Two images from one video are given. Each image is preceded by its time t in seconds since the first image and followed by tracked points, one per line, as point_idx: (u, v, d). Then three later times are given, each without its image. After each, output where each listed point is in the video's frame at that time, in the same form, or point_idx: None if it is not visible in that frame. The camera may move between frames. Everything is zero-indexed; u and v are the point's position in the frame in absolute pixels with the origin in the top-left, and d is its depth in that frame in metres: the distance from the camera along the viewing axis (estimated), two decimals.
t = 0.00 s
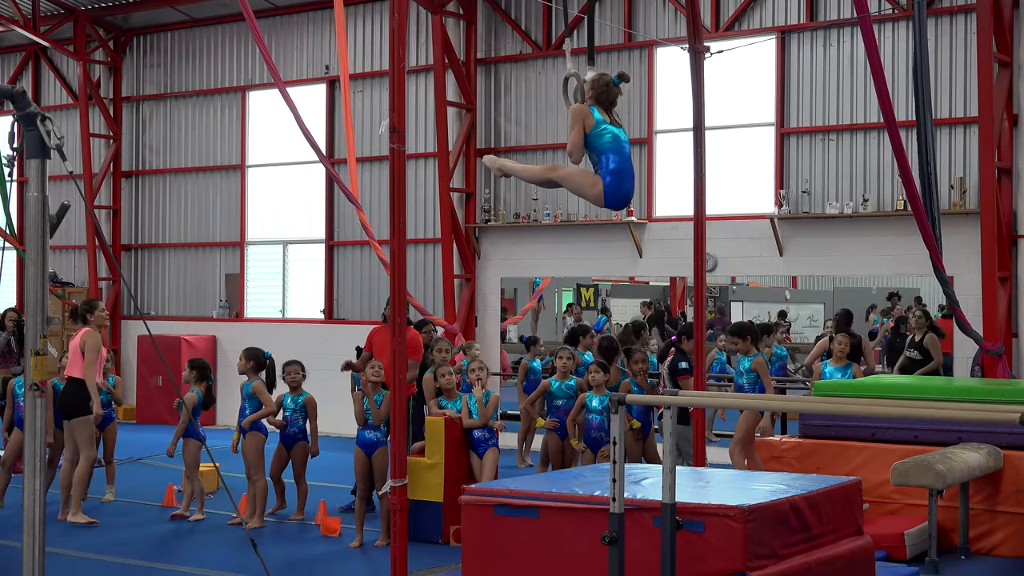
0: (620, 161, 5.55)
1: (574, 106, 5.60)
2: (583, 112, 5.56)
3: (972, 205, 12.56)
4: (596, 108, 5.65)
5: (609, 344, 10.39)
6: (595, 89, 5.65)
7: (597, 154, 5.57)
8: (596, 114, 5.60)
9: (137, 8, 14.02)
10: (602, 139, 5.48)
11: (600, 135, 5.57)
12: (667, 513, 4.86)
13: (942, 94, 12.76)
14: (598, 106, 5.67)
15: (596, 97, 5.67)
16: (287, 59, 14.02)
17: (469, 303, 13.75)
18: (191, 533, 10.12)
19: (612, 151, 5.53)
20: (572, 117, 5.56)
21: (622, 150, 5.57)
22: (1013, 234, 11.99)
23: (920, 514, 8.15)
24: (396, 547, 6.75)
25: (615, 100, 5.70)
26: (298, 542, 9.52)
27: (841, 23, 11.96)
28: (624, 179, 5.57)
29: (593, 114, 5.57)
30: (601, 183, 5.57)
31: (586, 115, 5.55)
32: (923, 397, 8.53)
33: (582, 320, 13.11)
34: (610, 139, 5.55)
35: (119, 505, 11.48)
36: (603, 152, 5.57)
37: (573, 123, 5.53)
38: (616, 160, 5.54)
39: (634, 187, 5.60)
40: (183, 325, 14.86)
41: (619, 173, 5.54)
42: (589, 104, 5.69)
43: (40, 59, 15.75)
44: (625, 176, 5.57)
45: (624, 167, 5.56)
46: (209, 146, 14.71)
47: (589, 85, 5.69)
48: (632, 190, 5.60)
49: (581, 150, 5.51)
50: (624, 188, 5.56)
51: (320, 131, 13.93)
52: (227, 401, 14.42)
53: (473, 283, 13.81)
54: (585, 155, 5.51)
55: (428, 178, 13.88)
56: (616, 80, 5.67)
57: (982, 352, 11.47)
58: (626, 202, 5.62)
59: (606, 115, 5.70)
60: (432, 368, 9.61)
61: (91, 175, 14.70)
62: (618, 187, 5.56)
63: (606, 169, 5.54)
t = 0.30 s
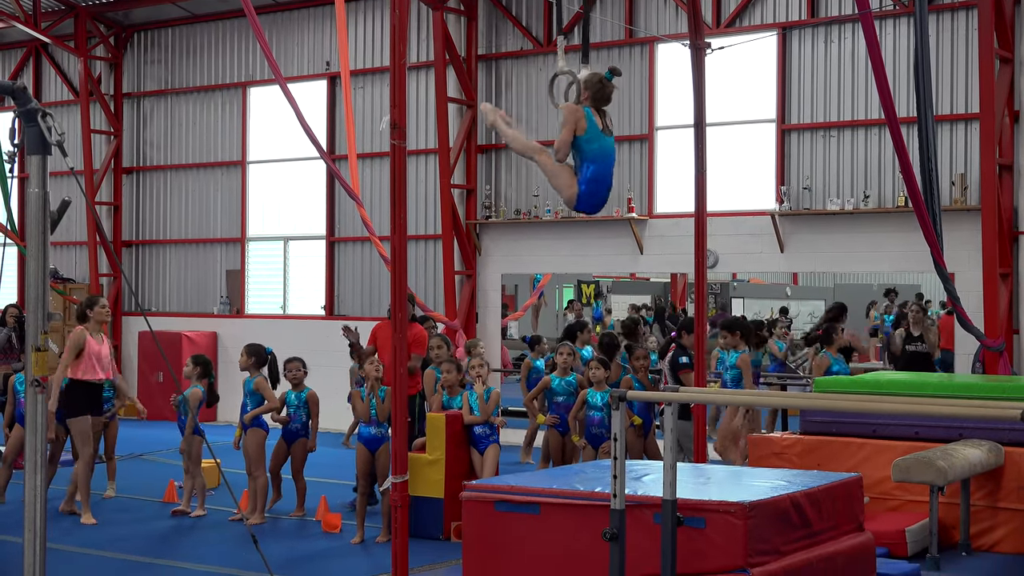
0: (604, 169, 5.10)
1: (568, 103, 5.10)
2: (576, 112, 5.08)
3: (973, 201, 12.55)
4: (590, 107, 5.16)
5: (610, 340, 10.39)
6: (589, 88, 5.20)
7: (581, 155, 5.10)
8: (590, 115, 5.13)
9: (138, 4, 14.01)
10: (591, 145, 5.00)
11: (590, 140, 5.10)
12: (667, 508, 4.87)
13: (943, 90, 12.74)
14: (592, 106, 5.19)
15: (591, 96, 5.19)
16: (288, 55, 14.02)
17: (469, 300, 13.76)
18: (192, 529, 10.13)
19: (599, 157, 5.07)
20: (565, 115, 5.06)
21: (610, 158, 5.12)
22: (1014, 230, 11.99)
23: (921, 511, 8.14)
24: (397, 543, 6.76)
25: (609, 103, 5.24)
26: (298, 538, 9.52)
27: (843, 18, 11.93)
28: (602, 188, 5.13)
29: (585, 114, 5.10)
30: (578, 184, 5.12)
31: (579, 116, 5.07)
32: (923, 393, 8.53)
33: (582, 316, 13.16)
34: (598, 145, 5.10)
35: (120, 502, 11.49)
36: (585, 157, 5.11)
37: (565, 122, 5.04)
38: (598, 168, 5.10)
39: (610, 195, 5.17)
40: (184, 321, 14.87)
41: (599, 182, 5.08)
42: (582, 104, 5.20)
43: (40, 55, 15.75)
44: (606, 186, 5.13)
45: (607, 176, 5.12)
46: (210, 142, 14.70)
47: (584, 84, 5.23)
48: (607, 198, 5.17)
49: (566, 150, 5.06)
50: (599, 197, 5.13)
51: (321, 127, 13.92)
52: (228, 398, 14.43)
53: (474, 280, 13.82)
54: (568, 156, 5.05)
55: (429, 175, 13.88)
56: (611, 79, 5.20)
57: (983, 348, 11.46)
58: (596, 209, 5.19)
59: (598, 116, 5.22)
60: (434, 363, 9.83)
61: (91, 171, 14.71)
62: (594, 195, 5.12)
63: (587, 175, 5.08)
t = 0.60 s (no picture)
0: (577, 174, 5.37)
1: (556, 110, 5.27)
2: (562, 119, 5.27)
3: (974, 199, 12.54)
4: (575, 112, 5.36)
5: (610, 338, 10.43)
6: (574, 92, 5.34)
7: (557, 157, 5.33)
8: (576, 122, 5.32)
9: (138, 3, 14.01)
10: (569, 157, 5.24)
11: (570, 146, 5.32)
12: (668, 507, 4.88)
13: (943, 88, 12.71)
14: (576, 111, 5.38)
15: (576, 101, 5.38)
16: (288, 54, 14.02)
17: (470, 299, 13.76)
18: (193, 528, 10.14)
19: (575, 165, 5.32)
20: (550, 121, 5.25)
21: (585, 164, 5.37)
22: (1014, 229, 11.98)
23: (922, 509, 8.13)
24: (398, 542, 6.79)
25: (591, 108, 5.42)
26: (300, 537, 9.52)
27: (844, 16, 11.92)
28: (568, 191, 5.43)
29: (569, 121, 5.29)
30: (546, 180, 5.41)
31: (564, 124, 5.27)
32: (924, 391, 8.53)
33: (583, 314, 13.13)
34: (575, 154, 5.33)
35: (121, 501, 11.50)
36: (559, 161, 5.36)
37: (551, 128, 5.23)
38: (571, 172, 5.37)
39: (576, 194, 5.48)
40: (184, 320, 14.86)
41: (566, 188, 5.37)
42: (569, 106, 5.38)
43: (41, 53, 15.74)
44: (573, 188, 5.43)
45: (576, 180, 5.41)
46: (210, 141, 14.70)
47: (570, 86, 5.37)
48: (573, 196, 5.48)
49: (545, 151, 5.31)
50: (563, 197, 5.45)
51: (321, 126, 13.91)
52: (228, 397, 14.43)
53: (474, 278, 13.83)
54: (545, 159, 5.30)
55: (429, 173, 13.87)
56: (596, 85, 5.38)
57: (983, 347, 11.46)
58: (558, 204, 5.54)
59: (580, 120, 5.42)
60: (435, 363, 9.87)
61: (92, 171, 14.72)
62: (560, 194, 5.42)
63: (556, 179, 5.36)
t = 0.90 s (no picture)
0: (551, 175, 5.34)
1: (545, 112, 5.19)
2: (550, 122, 5.20)
3: (987, 204, 12.22)
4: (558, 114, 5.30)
5: (617, 347, 10.06)
6: (560, 92, 5.30)
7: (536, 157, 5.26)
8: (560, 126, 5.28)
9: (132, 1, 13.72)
10: (554, 161, 5.20)
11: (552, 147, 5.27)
12: (674, 520, 4.57)
13: (954, 90, 12.37)
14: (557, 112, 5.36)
15: (558, 102, 5.34)
16: (285, 54, 13.71)
17: (470, 305, 13.44)
18: (184, 540, 9.80)
19: (553, 168, 5.28)
20: (540, 124, 5.18)
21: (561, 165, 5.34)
22: None
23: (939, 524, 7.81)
24: (397, 553, 6.62)
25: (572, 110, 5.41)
26: (294, 550, 9.19)
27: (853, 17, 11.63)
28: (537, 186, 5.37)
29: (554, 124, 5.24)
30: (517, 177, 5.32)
31: (551, 128, 5.21)
32: (940, 401, 8.21)
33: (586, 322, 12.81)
34: (556, 156, 5.29)
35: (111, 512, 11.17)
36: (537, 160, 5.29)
37: (541, 131, 5.17)
38: (547, 173, 5.31)
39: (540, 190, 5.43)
40: (178, 327, 14.54)
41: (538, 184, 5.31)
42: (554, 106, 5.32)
43: (32, 54, 15.44)
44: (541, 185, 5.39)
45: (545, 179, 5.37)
46: (205, 143, 14.39)
47: (556, 86, 5.31)
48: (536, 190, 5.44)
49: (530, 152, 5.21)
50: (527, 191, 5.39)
51: (319, 128, 13.60)
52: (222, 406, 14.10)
53: (475, 284, 13.52)
54: (528, 160, 5.21)
55: (429, 177, 13.56)
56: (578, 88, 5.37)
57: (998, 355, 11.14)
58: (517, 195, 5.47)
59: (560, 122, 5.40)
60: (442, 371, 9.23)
61: (84, 173, 14.39)
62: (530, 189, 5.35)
63: (532, 178, 5.29)
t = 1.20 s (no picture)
0: (534, 180, 4.99)
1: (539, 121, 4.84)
2: (543, 131, 4.85)
3: (1001, 205, 11.84)
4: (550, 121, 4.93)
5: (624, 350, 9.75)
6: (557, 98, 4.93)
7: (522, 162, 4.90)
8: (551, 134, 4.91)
9: None
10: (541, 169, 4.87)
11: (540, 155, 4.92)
12: (680, 533, 4.48)
13: (968, 88, 12.01)
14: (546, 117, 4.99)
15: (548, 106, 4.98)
16: (277, 53, 13.32)
17: (470, 311, 13.04)
18: (174, 556, 9.41)
19: (538, 175, 4.94)
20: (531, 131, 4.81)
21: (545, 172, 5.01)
22: None
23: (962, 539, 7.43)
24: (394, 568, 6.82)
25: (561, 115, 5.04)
26: (287, 567, 8.81)
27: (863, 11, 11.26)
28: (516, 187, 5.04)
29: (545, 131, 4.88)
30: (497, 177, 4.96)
31: (541, 135, 4.86)
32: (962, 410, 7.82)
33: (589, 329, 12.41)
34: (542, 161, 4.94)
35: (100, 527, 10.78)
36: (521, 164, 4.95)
37: (532, 140, 4.81)
38: (531, 179, 4.97)
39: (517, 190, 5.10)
40: (168, 335, 14.12)
41: (518, 188, 4.98)
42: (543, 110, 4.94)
43: (17, 55, 15.05)
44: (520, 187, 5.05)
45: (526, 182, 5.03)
46: (195, 146, 14.00)
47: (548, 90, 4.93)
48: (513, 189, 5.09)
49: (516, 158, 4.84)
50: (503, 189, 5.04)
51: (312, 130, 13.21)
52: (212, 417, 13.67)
53: (474, 290, 13.08)
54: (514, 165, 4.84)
55: (426, 180, 13.16)
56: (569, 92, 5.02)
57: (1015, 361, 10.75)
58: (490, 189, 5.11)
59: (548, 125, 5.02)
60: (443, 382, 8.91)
61: (70, 178, 14.00)
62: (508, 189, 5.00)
63: (516, 182, 4.95)
